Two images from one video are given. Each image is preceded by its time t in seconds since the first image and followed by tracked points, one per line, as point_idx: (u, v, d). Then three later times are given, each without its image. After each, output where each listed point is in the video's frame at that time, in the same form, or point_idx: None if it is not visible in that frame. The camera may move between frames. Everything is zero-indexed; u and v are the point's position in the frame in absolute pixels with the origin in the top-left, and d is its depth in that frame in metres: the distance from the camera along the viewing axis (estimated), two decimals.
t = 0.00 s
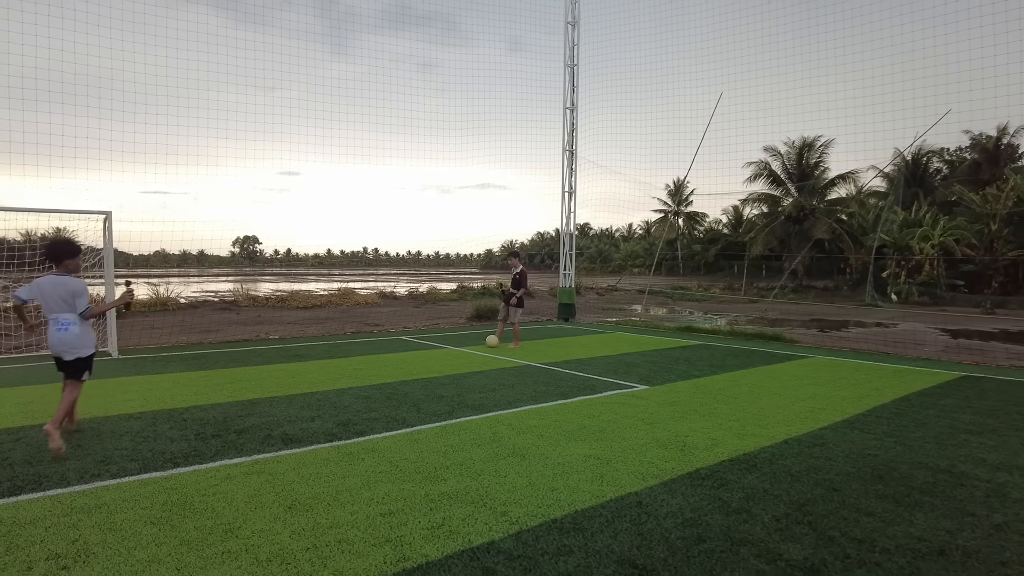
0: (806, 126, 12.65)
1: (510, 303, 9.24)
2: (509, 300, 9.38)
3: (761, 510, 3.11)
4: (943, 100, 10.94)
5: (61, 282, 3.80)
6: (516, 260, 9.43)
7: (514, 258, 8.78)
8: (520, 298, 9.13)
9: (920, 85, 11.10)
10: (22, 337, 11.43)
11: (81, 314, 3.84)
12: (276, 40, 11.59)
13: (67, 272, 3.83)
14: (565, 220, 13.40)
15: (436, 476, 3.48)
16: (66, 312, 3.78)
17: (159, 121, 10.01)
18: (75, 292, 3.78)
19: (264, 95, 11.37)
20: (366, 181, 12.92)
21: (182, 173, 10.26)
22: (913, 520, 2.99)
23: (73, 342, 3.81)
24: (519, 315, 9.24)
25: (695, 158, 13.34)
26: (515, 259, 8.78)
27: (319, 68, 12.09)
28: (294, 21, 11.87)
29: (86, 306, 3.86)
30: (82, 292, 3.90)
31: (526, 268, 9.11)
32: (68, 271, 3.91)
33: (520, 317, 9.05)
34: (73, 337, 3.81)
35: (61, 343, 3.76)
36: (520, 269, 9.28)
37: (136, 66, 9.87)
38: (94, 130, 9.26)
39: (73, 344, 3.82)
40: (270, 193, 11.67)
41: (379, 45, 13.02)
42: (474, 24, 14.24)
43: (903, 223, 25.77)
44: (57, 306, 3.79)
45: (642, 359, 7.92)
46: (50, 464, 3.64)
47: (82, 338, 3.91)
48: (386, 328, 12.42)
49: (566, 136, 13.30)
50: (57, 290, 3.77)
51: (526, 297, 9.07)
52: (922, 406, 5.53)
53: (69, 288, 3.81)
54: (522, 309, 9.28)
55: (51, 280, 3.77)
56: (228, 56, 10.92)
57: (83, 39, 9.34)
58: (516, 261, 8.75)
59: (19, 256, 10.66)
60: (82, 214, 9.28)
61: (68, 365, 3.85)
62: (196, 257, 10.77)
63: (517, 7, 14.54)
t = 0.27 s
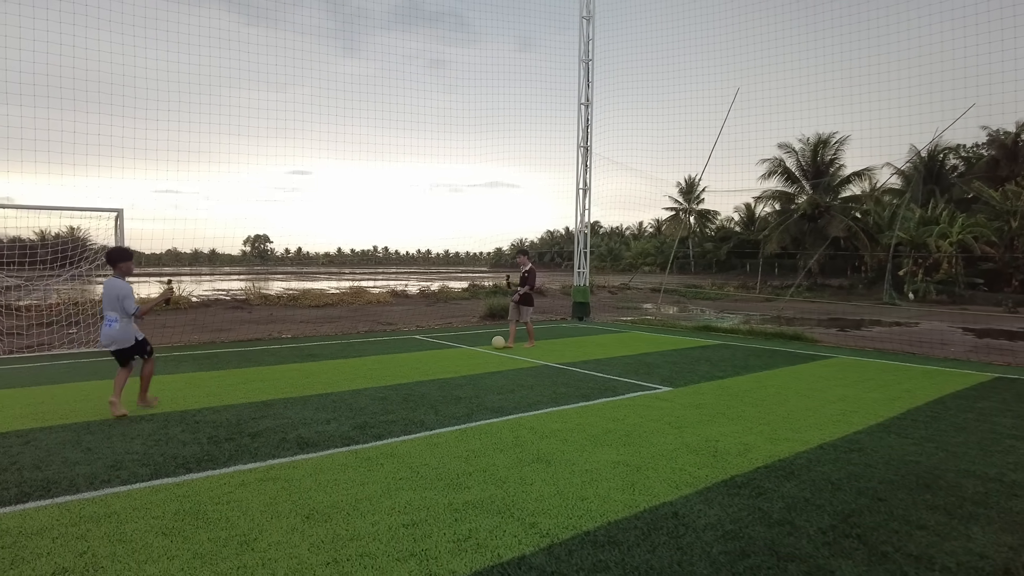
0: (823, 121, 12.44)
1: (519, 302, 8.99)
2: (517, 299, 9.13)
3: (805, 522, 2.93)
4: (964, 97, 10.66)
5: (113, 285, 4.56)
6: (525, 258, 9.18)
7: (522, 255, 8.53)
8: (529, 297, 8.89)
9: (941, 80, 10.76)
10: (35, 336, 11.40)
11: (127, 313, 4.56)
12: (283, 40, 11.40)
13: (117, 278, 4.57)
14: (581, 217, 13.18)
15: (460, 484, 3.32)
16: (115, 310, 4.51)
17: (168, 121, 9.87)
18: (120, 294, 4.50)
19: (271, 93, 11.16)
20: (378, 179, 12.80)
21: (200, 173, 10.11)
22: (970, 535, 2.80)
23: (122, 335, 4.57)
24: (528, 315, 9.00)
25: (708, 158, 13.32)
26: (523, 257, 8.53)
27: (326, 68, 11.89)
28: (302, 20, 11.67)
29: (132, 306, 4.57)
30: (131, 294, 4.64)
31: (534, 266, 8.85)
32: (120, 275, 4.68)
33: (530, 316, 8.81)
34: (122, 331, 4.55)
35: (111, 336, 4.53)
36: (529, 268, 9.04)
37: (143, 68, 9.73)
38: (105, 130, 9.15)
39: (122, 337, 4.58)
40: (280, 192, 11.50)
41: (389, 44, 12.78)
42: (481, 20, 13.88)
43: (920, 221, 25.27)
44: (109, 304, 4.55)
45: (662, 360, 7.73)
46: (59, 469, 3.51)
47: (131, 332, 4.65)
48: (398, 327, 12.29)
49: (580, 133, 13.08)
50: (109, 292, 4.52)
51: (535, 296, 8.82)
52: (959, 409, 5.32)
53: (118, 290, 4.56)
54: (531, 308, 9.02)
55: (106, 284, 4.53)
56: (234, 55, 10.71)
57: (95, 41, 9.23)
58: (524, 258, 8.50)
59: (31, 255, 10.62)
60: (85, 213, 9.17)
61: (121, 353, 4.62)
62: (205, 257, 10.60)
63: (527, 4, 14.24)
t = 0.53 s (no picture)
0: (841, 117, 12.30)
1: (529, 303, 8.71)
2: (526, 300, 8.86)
3: (850, 540, 2.76)
4: (986, 93, 10.47)
5: (149, 285, 5.29)
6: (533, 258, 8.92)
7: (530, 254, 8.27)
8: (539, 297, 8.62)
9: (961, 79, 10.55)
10: (46, 336, 11.38)
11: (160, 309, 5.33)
12: (294, 41, 11.25)
13: (152, 279, 5.31)
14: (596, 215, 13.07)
15: (483, 497, 3.17)
16: (150, 306, 5.28)
17: (178, 126, 9.74)
18: (153, 293, 5.24)
19: (282, 95, 10.98)
20: (388, 183, 12.46)
21: (209, 173, 10.06)
22: None
23: (156, 327, 5.37)
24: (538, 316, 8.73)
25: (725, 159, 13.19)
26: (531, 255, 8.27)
27: (337, 69, 11.68)
28: (312, 21, 11.49)
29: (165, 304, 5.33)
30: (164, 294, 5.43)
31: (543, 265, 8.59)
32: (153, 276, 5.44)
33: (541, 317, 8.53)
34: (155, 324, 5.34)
35: (148, 328, 5.33)
36: (538, 268, 8.77)
37: (157, 76, 9.62)
38: (115, 133, 9.07)
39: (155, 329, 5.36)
40: (291, 192, 11.09)
41: (398, 45, 12.56)
42: (489, 18, 13.64)
43: (936, 219, 24.64)
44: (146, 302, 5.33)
45: (681, 362, 7.56)
46: (66, 478, 3.39)
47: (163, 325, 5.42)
48: (409, 328, 12.15)
49: (596, 128, 12.94)
50: (145, 292, 5.27)
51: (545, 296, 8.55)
52: (996, 415, 5.11)
53: (153, 290, 5.35)
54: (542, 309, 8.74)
55: (142, 284, 5.27)
56: (244, 57, 10.57)
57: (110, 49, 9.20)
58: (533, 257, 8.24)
59: (42, 256, 10.59)
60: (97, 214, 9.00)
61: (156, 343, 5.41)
62: (218, 256, 10.38)
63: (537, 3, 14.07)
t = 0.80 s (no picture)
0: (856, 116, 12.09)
1: (542, 304, 8.49)
2: (539, 300, 8.65)
3: (897, 552, 2.60)
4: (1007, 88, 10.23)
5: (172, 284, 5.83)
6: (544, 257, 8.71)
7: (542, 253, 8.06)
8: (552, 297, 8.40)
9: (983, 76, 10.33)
10: (58, 335, 11.34)
11: (180, 305, 5.86)
12: (303, 41, 11.03)
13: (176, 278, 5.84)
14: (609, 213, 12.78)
15: (506, 506, 3.02)
16: (172, 303, 5.83)
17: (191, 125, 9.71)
18: (175, 290, 5.74)
19: (292, 94, 10.82)
20: (397, 182, 12.28)
21: (223, 172, 9.92)
22: None
23: (176, 323, 5.90)
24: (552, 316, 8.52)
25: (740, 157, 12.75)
26: (544, 254, 8.06)
27: (347, 69, 11.50)
28: (322, 20, 11.25)
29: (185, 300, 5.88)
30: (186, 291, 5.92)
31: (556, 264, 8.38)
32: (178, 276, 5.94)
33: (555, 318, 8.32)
34: (175, 320, 5.86)
35: (169, 322, 5.85)
36: (550, 267, 8.58)
37: (172, 80, 9.60)
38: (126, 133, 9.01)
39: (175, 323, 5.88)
40: (299, 190, 10.76)
41: (408, 44, 12.37)
42: (494, 18, 13.41)
43: (952, 218, 24.16)
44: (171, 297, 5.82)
45: (700, 363, 7.39)
46: (74, 483, 3.28)
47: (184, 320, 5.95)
48: (421, 327, 12.04)
49: (609, 126, 12.72)
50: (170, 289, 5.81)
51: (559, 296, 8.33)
52: None
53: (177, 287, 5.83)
54: (555, 309, 8.53)
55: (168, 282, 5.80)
56: (252, 58, 10.40)
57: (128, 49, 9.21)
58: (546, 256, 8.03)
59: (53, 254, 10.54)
60: (102, 211, 8.93)
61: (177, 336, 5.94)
62: (229, 255, 10.29)
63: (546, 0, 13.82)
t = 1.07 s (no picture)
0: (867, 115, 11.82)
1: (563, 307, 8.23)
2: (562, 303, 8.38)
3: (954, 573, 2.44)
4: None
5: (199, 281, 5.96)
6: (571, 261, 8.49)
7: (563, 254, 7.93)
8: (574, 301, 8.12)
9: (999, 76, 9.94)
10: (70, 334, 11.30)
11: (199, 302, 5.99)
12: (311, 41, 10.87)
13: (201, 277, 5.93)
14: (624, 213, 12.60)
15: (534, 519, 2.88)
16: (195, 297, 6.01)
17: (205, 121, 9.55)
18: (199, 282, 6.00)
19: (303, 92, 10.68)
20: (407, 181, 12.07)
21: (236, 171, 9.81)
22: None
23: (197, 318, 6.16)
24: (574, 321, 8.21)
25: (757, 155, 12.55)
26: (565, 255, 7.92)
27: (353, 68, 11.31)
28: (330, 20, 11.10)
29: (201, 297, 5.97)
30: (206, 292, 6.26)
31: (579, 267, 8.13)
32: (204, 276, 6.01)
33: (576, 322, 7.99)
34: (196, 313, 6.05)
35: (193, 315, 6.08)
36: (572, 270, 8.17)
37: (185, 78, 9.49)
38: (136, 131, 8.92)
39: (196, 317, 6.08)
40: (310, 190, 10.55)
41: (415, 44, 12.22)
42: (507, 18, 13.31)
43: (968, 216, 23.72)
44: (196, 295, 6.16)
45: (720, 366, 7.21)
46: (84, 492, 3.15)
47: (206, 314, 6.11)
48: (433, 327, 11.91)
49: (624, 124, 12.55)
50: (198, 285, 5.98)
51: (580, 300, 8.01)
52: None
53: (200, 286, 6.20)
54: (577, 314, 8.22)
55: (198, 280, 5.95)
56: (259, 56, 10.23)
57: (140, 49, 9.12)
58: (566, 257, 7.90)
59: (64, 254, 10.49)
60: (114, 210, 8.86)
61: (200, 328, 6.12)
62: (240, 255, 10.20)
63: None
